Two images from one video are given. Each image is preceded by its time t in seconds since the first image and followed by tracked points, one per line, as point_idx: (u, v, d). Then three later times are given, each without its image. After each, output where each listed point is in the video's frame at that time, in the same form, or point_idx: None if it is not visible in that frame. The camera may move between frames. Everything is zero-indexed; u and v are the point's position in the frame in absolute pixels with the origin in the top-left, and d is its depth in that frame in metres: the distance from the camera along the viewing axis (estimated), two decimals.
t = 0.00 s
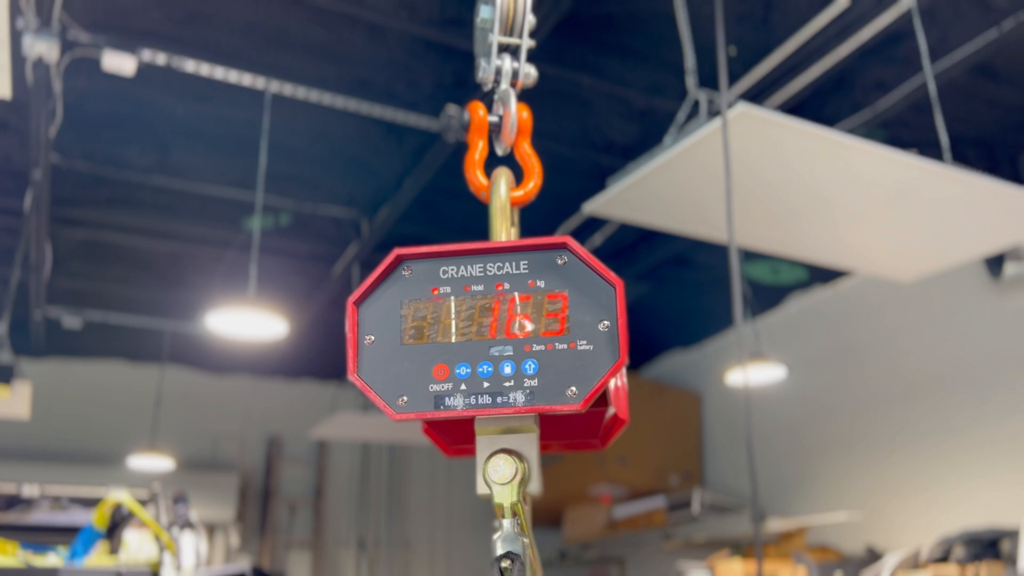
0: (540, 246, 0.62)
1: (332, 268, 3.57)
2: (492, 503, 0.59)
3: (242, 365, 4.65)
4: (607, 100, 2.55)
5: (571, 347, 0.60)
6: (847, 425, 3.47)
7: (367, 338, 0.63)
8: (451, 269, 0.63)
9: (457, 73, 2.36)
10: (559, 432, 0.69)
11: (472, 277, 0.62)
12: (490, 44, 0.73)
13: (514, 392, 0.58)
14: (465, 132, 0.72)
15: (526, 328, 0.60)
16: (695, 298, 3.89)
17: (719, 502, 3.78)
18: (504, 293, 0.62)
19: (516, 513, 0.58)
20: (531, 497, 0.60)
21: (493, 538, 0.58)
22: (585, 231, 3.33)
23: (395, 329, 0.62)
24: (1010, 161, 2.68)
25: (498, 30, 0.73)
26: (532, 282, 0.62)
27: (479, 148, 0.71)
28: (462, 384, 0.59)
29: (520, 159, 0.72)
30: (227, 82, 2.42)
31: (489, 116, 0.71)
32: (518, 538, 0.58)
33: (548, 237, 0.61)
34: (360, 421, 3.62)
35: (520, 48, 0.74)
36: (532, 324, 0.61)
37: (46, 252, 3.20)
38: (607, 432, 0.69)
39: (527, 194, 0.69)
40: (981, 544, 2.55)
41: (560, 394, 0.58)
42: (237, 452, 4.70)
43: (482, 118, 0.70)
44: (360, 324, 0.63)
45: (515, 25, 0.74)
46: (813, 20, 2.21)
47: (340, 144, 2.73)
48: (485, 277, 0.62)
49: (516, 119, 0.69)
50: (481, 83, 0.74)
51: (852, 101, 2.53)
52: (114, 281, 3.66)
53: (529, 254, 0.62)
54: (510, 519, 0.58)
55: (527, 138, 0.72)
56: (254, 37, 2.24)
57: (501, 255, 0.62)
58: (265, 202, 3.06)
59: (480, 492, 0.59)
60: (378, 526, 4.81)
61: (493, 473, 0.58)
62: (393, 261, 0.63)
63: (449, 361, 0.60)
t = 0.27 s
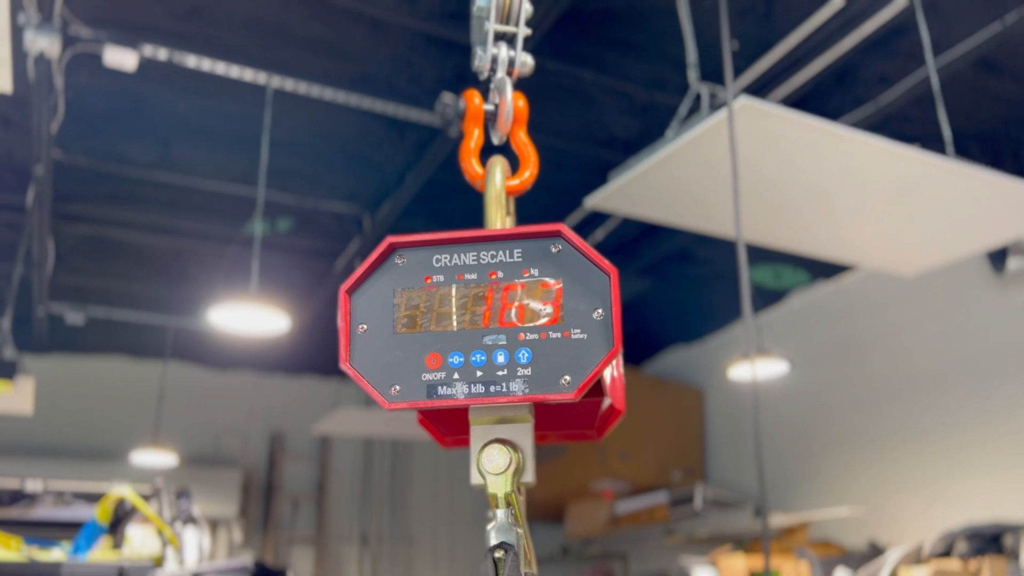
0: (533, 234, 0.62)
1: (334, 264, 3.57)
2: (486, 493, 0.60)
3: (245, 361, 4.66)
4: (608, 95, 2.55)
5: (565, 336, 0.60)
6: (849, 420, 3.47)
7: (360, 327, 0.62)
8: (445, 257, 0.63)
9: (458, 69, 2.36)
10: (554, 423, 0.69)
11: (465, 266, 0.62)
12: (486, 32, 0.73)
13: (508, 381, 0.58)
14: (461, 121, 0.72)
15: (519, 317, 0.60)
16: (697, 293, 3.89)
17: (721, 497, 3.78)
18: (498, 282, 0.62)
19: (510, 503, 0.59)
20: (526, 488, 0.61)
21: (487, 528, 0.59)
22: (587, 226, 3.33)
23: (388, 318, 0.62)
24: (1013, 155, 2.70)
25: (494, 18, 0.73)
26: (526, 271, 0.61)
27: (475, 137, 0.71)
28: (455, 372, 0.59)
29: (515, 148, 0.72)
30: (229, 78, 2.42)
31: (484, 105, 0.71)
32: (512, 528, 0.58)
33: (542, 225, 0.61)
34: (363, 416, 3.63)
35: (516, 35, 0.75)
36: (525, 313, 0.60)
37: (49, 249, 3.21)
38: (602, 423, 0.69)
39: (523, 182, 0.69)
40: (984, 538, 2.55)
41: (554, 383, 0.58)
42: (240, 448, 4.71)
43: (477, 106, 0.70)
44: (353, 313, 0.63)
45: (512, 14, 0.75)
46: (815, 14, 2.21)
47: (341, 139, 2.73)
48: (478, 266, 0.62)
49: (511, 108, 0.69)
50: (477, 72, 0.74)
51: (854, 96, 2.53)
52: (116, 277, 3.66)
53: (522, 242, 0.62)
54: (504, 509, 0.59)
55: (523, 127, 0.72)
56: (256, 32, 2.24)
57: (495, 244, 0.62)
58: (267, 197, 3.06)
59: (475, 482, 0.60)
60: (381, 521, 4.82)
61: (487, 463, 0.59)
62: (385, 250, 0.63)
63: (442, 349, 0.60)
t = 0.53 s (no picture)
0: (535, 222, 0.63)
1: (340, 258, 3.59)
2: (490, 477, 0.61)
3: (251, 354, 4.68)
4: (613, 88, 2.55)
5: (567, 321, 0.61)
6: (854, 414, 3.47)
7: (365, 313, 0.63)
8: (448, 245, 0.64)
9: (463, 63, 2.36)
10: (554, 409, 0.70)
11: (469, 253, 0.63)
12: (490, 23, 0.74)
13: (511, 365, 0.60)
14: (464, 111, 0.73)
15: (522, 303, 0.61)
16: (702, 287, 3.89)
17: (725, 490, 3.79)
18: (501, 269, 0.63)
19: (513, 487, 0.60)
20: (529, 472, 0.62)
21: (491, 511, 0.60)
22: (592, 220, 3.34)
23: (393, 304, 0.63)
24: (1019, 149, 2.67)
25: (497, 10, 0.74)
26: (528, 258, 0.62)
27: (478, 127, 0.72)
28: (459, 357, 0.60)
29: (518, 139, 0.73)
30: (234, 72, 2.42)
31: (488, 95, 0.72)
32: (515, 510, 0.59)
33: (544, 214, 0.62)
34: (368, 410, 3.64)
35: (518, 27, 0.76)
36: (527, 299, 0.62)
37: (57, 243, 3.23)
38: (601, 409, 0.70)
39: (526, 172, 0.70)
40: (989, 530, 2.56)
41: (557, 366, 0.59)
42: (246, 441, 4.74)
43: (481, 97, 0.71)
44: (359, 300, 0.64)
45: (515, 5, 0.76)
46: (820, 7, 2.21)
47: (347, 133, 2.74)
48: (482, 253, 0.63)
49: (514, 98, 0.70)
50: (480, 63, 0.75)
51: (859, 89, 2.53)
52: (123, 271, 3.68)
53: (525, 230, 0.63)
54: (507, 492, 0.60)
55: (525, 117, 0.73)
56: (262, 27, 2.24)
57: (497, 231, 0.63)
58: (273, 192, 3.07)
59: (479, 466, 0.61)
60: (386, 515, 4.85)
61: (490, 447, 0.61)
62: (390, 238, 0.64)
63: (446, 335, 0.61)
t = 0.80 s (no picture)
0: (547, 212, 0.62)
1: (346, 251, 3.60)
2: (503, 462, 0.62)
3: (259, 347, 4.70)
4: (619, 81, 2.55)
5: (579, 310, 0.59)
6: (861, 407, 3.47)
7: (382, 303, 0.62)
8: (462, 235, 0.62)
9: (469, 55, 2.37)
10: (562, 398, 0.71)
11: (482, 243, 0.62)
12: (498, 17, 0.75)
13: (524, 353, 0.59)
14: (474, 104, 0.73)
15: (534, 292, 0.60)
16: (708, 280, 3.89)
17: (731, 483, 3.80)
18: (514, 259, 0.61)
19: (526, 471, 0.62)
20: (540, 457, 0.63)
21: (505, 494, 0.61)
22: (598, 213, 3.34)
23: (409, 292, 0.62)
24: None
25: (506, 3, 0.74)
26: (540, 248, 0.61)
27: (488, 119, 0.71)
28: (473, 346, 0.59)
29: (527, 131, 0.73)
30: (241, 66, 2.44)
31: (497, 88, 0.73)
32: (528, 493, 0.61)
33: (556, 203, 0.61)
34: (375, 402, 3.66)
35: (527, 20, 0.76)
36: (540, 288, 0.60)
37: (66, 236, 3.25)
38: (608, 397, 0.71)
39: (536, 163, 0.69)
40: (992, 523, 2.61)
41: (568, 354, 0.58)
42: (253, 434, 4.76)
43: (491, 89, 0.71)
44: (375, 289, 0.62)
45: None
46: None
47: (353, 126, 2.75)
48: (496, 243, 0.62)
49: (523, 91, 0.71)
50: (490, 57, 0.76)
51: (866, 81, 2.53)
52: (131, 264, 3.70)
53: (537, 220, 0.62)
54: (521, 476, 0.61)
55: (535, 110, 0.73)
56: (268, 20, 2.25)
57: (511, 221, 0.62)
58: (280, 185, 3.08)
59: (492, 451, 0.62)
60: (393, 507, 4.87)
61: (504, 433, 0.62)
62: (405, 229, 0.62)
63: (461, 323, 0.60)
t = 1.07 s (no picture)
0: (541, 195, 0.62)
1: (353, 242, 3.62)
2: (500, 439, 0.62)
3: (267, 337, 4.74)
4: (623, 71, 2.56)
5: (573, 289, 0.59)
6: (866, 397, 3.47)
7: (381, 283, 0.62)
8: (460, 218, 0.62)
9: (473, 46, 2.38)
10: (560, 379, 0.71)
11: (479, 226, 0.62)
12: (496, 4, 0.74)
13: (518, 331, 0.59)
14: (471, 91, 0.72)
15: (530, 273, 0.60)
16: (713, 271, 3.90)
17: (736, 473, 3.81)
18: (509, 241, 0.61)
19: (523, 447, 0.61)
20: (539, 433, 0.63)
21: (501, 470, 0.61)
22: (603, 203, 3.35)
23: (408, 273, 0.62)
24: None
25: None
26: (536, 230, 0.61)
27: (485, 106, 0.70)
28: (471, 324, 0.60)
29: (524, 118, 0.72)
30: (247, 57, 2.45)
31: (495, 75, 0.72)
32: (524, 469, 0.60)
33: (549, 185, 0.61)
34: (381, 392, 3.68)
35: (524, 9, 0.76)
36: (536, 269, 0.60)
37: (75, 227, 3.28)
38: (605, 377, 0.71)
39: (532, 149, 0.68)
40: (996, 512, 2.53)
41: (562, 332, 0.59)
42: (262, 424, 4.79)
43: (488, 76, 0.71)
44: (375, 270, 0.63)
45: None
46: None
47: (359, 117, 2.76)
48: (492, 226, 0.62)
49: (520, 77, 0.69)
50: (487, 45, 0.74)
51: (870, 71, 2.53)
52: (140, 255, 3.73)
53: (533, 203, 0.62)
54: (517, 452, 0.61)
55: (531, 96, 0.72)
56: (274, 12, 2.27)
57: (506, 204, 0.62)
58: (287, 176, 3.10)
59: (490, 428, 0.62)
60: (401, 497, 4.90)
61: (500, 410, 0.61)
62: (404, 211, 0.63)
63: (458, 303, 0.60)
